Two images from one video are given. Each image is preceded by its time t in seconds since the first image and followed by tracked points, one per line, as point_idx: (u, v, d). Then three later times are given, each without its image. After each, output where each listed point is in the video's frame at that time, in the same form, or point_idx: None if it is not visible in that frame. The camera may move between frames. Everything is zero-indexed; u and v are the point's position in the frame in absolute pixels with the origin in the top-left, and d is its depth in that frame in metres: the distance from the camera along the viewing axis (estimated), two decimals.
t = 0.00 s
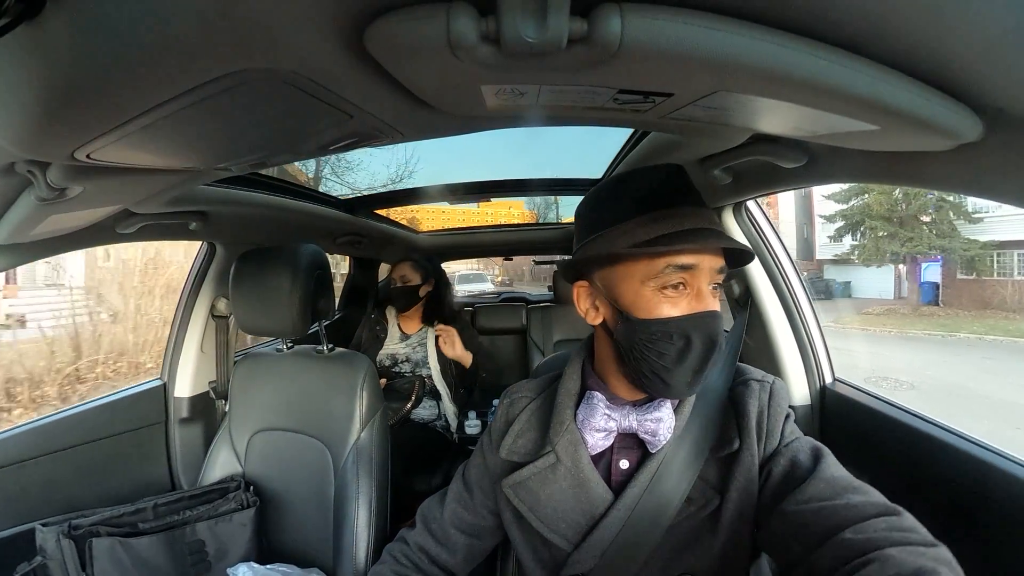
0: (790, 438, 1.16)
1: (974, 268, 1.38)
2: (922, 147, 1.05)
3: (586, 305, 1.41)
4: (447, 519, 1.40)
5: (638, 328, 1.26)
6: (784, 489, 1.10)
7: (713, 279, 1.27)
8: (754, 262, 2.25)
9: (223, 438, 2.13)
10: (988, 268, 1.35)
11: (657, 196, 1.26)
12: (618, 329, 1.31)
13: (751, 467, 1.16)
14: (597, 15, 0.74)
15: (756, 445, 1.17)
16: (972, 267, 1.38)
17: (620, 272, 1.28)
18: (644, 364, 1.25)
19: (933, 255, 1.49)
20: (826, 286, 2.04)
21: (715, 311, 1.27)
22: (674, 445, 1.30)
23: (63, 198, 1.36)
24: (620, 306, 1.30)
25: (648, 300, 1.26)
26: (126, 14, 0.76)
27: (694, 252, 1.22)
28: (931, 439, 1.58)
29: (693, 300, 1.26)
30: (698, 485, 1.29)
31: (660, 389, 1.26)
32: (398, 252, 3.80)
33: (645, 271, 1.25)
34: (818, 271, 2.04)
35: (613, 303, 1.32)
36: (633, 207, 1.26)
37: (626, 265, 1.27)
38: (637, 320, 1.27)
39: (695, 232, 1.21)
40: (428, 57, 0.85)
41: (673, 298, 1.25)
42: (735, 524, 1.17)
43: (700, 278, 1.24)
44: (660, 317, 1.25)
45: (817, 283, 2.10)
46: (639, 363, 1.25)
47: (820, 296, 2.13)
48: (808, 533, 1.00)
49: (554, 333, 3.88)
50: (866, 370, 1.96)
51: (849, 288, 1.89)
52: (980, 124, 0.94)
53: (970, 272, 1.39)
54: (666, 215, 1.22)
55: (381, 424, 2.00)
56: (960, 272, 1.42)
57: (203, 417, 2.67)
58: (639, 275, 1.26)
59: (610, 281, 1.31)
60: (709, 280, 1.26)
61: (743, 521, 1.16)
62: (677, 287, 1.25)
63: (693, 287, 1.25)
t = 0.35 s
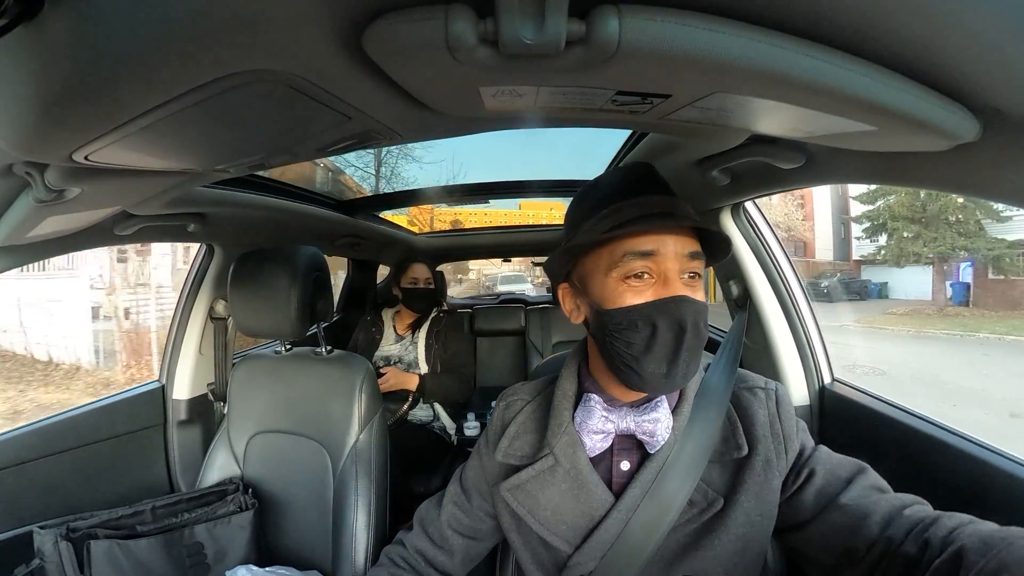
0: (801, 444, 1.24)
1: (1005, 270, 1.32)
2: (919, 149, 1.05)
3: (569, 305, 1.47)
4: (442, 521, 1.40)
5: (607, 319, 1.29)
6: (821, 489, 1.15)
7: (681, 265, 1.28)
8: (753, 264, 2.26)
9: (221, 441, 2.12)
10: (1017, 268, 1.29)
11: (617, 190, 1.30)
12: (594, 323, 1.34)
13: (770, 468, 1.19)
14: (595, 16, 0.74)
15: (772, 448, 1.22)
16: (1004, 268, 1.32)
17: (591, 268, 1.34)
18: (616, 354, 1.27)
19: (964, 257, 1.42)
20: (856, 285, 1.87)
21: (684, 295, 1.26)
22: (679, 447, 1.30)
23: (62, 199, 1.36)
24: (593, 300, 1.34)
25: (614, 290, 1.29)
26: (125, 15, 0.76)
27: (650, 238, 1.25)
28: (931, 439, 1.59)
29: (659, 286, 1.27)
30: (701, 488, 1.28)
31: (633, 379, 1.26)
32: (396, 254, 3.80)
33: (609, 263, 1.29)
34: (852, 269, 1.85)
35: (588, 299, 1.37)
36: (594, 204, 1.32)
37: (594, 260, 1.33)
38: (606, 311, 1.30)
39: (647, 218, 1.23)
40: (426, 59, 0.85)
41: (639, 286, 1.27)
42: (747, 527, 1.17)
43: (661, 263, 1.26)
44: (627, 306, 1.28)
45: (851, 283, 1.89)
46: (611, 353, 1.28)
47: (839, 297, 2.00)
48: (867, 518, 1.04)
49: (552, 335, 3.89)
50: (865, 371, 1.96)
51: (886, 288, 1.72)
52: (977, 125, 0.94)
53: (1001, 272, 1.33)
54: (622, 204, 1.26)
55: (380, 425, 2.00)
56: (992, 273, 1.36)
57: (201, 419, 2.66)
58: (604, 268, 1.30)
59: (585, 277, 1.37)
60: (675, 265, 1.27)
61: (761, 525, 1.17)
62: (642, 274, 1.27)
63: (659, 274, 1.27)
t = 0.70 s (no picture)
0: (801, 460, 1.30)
1: None
2: (915, 146, 1.06)
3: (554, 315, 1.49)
4: (440, 522, 1.40)
5: (580, 316, 1.31)
6: (817, 521, 1.23)
7: (641, 250, 1.29)
8: (750, 262, 2.26)
9: (218, 443, 2.11)
10: None
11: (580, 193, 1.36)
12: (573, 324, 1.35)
13: (775, 479, 1.22)
14: (591, 15, 0.74)
15: (777, 460, 1.25)
16: None
17: (563, 274, 1.38)
18: (593, 349, 1.27)
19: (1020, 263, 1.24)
20: (896, 285, 1.66)
21: (649, 278, 1.26)
22: (685, 450, 1.30)
23: (57, 200, 1.35)
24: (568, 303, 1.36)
25: (582, 285, 1.30)
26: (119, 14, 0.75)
27: (606, 229, 1.29)
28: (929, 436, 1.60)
29: (623, 273, 1.28)
30: (706, 491, 1.28)
31: (610, 370, 1.25)
32: (393, 252, 3.80)
33: (575, 262, 1.32)
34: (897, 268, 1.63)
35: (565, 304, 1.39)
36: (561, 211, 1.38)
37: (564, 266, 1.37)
38: (577, 310, 1.31)
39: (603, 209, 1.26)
40: (423, 57, 0.85)
41: (604, 278, 1.28)
42: (751, 531, 1.19)
43: (623, 251, 1.28)
44: (596, 298, 1.28)
45: (896, 284, 1.66)
46: (588, 349, 1.28)
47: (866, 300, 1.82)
48: (837, 551, 1.20)
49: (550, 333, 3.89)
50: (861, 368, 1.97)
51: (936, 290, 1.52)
52: (973, 122, 0.95)
53: None
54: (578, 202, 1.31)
55: (378, 424, 1.99)
56: None
57: (198, 420, 2.65)
58: (572, 268, 1.33)
59: (562, 284, 1.40)
60: (636, 251, 1.28)
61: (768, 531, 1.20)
62: (606, 265, 1.28)
63: (623, 262, 1.28)
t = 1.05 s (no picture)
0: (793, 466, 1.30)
1: None
2: (909, 144, 1.06)
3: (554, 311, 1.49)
4: (438, 523, 1.40)
5: (577, 314, 1.31)
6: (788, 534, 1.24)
7: (641, 251, 1.29)
8: (747, 261, 2.26)
9: (216, 445, 2.10)
10: None
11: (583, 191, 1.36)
12: (570, 322, 1.36)
13: (771, 482, 1.24)
14: (587, 15, 0.74)
15: (774, 463, 1.26)
16: None
17: (562, 271, 1.38)
18: (590, 348, 1.28)
19: None
20: (961, 286, 1.40)
21: (647, 280, 1.26)
22: (687, 452, 1.29)
23: (51, 202, 1.34)
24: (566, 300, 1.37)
25: (581, 284, 1.31)
26: (113, 15, 0.75)
27: (606, 228, 1.28)
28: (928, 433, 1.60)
29: (623, 273, 1.28)
30: (706, 490, 1.29)
31: (606, 368, 1.26)
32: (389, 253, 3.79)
33: (574, 260, 1.33)
34: (963, 268, 1.37)
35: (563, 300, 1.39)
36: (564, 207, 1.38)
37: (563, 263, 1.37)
38: (576, 308, 1.32)
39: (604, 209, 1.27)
40: (418, 56, 0.85)
41: (603, 277, 1.29)
42: (749, 531, 1.20)
43: (622, 252, 1.28)
44: (595, 297, 1.29)
45: (960, 284, 1.40)
46: (584, 347, 1.29)
47: (922, 305, 1.55)
48: (796, 565, 1.22)
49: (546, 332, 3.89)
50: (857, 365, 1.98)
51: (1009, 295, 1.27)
52: (966, 120, 0.95)
53: None
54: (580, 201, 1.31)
55: (375, 426, 1.99)
56: None
57: (195, 421, 2.64)
58: (571, 266, 1.34)
59: (560, 280, 1.40)
60: (637, 252, 1.28)
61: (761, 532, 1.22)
62: (606, 265, 1.29)
63: (623, 263, 1.28)
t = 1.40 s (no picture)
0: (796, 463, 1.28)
1: None
2: (905, 141, 1.07)
3: (599, 303, 1.35)
4: (438, 525, 1.40)
5: (667, 323, 1.26)
6: (790, 534, 1.22)
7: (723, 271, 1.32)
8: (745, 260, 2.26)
9: (216, 446, 2.12)
10: None
11: (672, 190, 1.27)
12: (643, 326, 1.29)
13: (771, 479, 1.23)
14: (583, 16, 0.75)
15: (774, 460, 1.26)
16: None
17: (643, 268, 1.26)
18: (679, 360, 1.25)
19: None
20: None
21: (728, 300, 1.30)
22: (685, 451, 1.31)
23: (49, 206, 1.34)
24: (647, 302, 1.28)
25: (679, 294, 1.26)
26: (111, 21, 0.75)
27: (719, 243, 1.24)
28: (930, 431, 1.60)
29: (715, 290, 1.28)
30: (705, 491, 1.29)
31: (690, 381, 1.27)
32: (387, 255, 3.79)
33: (675, 265, 1.24)
34: None
35: (636, 300, 1.28)
36: (652, 201, 1.26)
37: (651, 262, 1.25)
38: (668, 317, 1.26)
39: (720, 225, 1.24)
40: (415, 57, 0.85)
41: (701, 291, 1.26)
42: (749, 529, 1.20)
43: (718, 270, 1.27)
44: (692, 310, 1.26)
45: None
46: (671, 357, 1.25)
47: (1001, 311, 1.31)
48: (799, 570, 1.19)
49: (546, 333, 3.89)
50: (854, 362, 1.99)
51: None
52: (962, 116, 0.95)
53: None
54: (690, 207, 1.24)
55: (374, 429, 1.99)
56: None
57: (195, 426, 2.63)
58: (667, 270, 1.25)
59: (636, 276, 1.28)
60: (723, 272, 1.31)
61: (760, 531, 1.22)
62: (702, 279, 1.26)
63: (714, 280, 1.28)
